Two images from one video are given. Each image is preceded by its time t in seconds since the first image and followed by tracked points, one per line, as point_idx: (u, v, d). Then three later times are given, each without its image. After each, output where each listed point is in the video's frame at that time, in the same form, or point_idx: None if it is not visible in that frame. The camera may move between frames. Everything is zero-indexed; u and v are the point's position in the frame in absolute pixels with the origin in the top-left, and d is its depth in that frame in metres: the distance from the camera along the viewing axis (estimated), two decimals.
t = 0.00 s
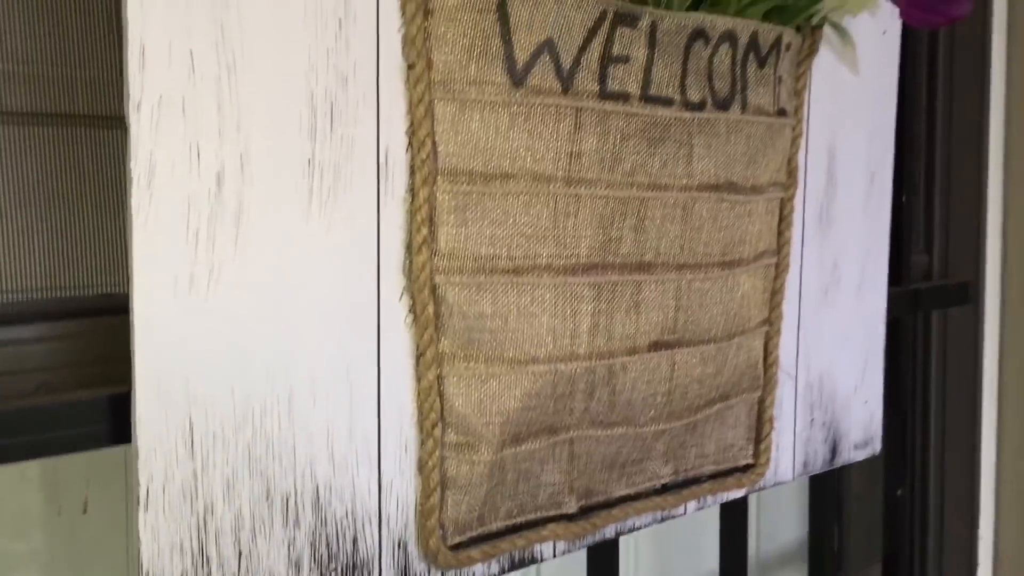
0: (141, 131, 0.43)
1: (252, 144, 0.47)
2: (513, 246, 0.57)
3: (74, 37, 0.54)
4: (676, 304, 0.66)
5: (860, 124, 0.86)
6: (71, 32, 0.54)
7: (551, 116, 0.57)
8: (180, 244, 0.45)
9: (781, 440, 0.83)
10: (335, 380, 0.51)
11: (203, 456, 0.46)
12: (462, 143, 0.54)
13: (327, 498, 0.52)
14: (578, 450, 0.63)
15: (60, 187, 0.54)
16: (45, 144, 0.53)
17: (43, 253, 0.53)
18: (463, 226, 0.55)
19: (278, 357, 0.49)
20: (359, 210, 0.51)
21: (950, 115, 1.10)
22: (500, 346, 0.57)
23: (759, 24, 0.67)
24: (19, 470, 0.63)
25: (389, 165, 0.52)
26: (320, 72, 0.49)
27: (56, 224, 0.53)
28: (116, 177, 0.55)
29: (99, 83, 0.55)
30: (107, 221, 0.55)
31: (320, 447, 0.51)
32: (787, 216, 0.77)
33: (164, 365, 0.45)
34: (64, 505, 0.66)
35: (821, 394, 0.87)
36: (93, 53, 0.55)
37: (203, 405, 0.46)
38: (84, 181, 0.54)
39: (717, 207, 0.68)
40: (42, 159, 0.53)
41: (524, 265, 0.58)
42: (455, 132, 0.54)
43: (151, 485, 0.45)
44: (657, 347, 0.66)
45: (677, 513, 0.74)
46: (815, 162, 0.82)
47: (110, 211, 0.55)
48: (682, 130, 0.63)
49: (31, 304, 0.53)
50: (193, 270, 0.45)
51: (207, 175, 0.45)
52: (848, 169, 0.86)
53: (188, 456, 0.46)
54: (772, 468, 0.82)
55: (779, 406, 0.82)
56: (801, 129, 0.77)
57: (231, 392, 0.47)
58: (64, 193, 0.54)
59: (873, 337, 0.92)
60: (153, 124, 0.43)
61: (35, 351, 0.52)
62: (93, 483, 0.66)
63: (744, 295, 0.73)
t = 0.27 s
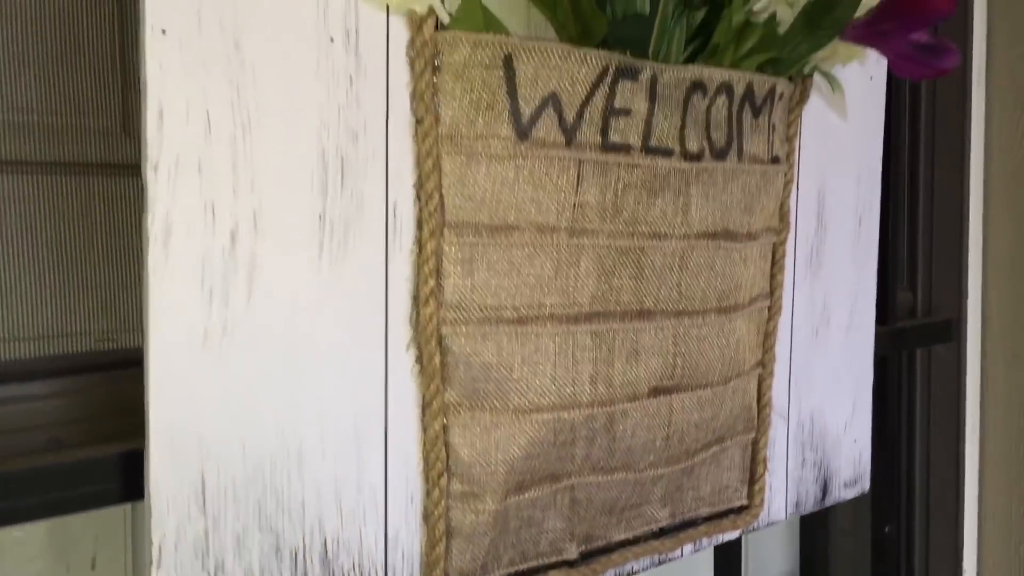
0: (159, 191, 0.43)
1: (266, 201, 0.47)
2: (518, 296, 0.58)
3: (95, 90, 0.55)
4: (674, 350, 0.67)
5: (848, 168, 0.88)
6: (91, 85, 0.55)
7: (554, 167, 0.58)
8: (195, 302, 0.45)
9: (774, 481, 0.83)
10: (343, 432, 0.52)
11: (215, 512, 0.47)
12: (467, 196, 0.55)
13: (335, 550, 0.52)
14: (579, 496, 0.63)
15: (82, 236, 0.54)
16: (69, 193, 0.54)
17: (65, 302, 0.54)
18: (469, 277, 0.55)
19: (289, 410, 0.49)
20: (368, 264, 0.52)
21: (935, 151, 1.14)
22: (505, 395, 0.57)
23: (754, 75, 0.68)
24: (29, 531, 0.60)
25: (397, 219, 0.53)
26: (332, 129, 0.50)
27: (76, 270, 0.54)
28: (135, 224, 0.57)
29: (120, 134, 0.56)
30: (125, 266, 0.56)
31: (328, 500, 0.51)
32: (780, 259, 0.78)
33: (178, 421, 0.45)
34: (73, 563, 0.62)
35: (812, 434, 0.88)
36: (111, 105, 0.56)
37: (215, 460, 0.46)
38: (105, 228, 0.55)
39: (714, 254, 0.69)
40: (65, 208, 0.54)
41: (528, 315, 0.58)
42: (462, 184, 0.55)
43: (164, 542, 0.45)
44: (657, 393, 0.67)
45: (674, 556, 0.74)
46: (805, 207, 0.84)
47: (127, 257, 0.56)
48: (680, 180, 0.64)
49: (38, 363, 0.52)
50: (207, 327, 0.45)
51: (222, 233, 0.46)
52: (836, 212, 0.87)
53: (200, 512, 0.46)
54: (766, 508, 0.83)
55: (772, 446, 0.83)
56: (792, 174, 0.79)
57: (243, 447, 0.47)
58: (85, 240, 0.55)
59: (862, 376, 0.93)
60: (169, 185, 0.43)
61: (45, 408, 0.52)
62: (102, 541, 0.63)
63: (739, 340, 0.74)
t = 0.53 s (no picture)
0: (179, 247, 0.44)
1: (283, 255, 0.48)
2: (528, 344, 0.58)
3: (108, 136, 0.55)
4: (680, 395, 0.67)
5: (846, 210, 0.89)
6: (104, 130, 0.54)
7: (563, 216, 0.58)
8: (213, 356, 0.45)
9: (776, 521, 0.84)
10: (356, 482, 0.52)
11: (230, 566, 0.47)
12: (479, 245, 0.55)
13: None
14: (586, 542, 0.63)
15: (91, 282, 0.54)
16: (79, 240, 0.54)
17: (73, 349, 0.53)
18: (480, 326, 0.56)
19: (303, 462, 0.49)
20: (381, 315, 0.52)
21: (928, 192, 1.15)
22: (515, 444, 0.57)
23: (756, 123, 0.69)
24: None
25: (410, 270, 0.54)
26: (348, 182, 0.50)
27: (86, 317, 0.54)
28: (148, 268, 0.57)
29: (131, 180, 0.56)
30: (139, 310, 0.56)
31: (340, 550, 0.52)
32: (781, 302, 0.78)
33: (195, 476, 0.45)
34: None
35: (812, 474, 0.88)
36: (123, 151, 0.55)
37: (231, 514, 0.46)
38: (113, 273, 0.55)
39: (719, 299, 0.69)
40: (75, 255, 0.53)
41: (538, 363, 0.58)
42: (474, 235, 0.55)
43: None
44: (663, 439, 0.67)
45: None
46: (805, 249, 0.85)
47: (141, 300, 0.56)
48: (686, 227, 0.65)
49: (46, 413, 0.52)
50: (225, 381, 0.46)
51: (241, 287, 0.46)
52: (835, 253, 0.88)
53: (215, 567, 0.46)
54: (768, 549, 0.83)
55: (773, 488, 0.83)
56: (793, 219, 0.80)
57: (257, 500, 0.47)
58: (95, 286, 0.54)
59: (861, 416, 0.94)
60: (190, 241, 0.44)
61: (54, 463, 0.51)
62: None
63: (742, 383, 0.74)
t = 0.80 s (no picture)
0: (194, 291, 0.44)
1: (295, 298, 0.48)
2: (535, 383, 0.58)
3: (118, 174, 0.54)
4: (684, 431, 0.68)
5: (845, 245, 0.90)
6: (113, 168, 0.54)
7: (571, 255, 0.58)
8: (226, 399, 0.45)
9: (776, 555, 0.84)
10: (365, 523, 0.52)
11: None
12: (487, 285, 0.56)
13: None
14: None
15: (99, 321, 0.54)
16: (88, 279, 0.53)
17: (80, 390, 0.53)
18: (488, 365, 0.56)
19: (313, 503, 0.49)
20: (392, 355, 0.52)
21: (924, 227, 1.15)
22: (522, 483, 0.58)
23: (759, 161, 0.70)
24: None
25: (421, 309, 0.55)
26: (359, 224, 0.51)
27: (94, 355, 0.53)
28: (158, 301, 0.57)
29: (139, 217, 0.55)
30: (150, 343, 0.56)
31: None
32: (782, 336, 0.79)
33: (204, 519, 0.45)
34: None
35: (812, 507, 0.88)
36: (132, 187, 0.55)
37: (242, 555, 0.46)
38: (120, 312, 0.55)
39: (723, 336, 0.69)
40: (83, 294, 0.53)
41: (545, 401, 0.58)
42: (484, 275, 0.56)
43: None
44: (667, 475, 0.67)
45: None
46: (805, 283, 0.85)
47: (151, 333, 0.56)
48: (690, 265, 0.65)
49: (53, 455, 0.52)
50: (237, 423, 0.46)
51: (253, 331, 0.46)
52: (835, 287, 0.89)
53: None
54: None
55: (775, 522, 0.83)
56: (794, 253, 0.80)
57: (267, 542, 0.47)
58: (102, 325, 0.54)
59: (859, 449, 0.94)
60: (205, 286, 0.44)
61: (65, 507, 0.51)
62: None
63: (745, 418, 0.74)
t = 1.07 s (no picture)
0: (206, 325, 0.43)
1: (306, 331, 0.48)
2: (543, 416, 0.57)
3: (126, 201, 0.55)
4: (690, 463, 0.67)
5: (847, 273, 0.90)
6: (121, 196, 0.55)
7: (579, 287, 0.58)
8: (236, 434, 0.45)
9: None
10: (372, 557, 0.52)
11: None
12: (496, 317, 0.56)
13: None
14: None
15: (105, 348, 0.54)
16: (96, 305, 0.53)
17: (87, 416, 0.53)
18: (497, 398, 0.56)
19: (322, 538, 0.49)
20: (400, 387, 0.52)
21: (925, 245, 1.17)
22: (530, 516, 0.57)
23: (765, 193, 0.70)
24: None
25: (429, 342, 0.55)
26: (370, 256, 0.50)
27: (102, 382, 0.54)
28: (165, 330, 0.56)
29: (148, 243, 0.55)
30: (156, 372, 0.56)
31: None
32: (785, 366, 0.79)
33: (213, 555, 0.44)
34: None
35: (814, 537, 0.88)
36: (139, 214, 0.55)
37: None
38: (127, 339, 0.55)
39: (729, 367, 0.69)
40: (91, 322, 0.53)
41: (553, 434, 0.58)
42: (492, 308, 0.56)
43: None
44: (673, 507, 0.66)
45: None
46: (808, 312, 0.85)
47: (157, 361, 0.56)
48: (697, 296, 0.65)
49: (61, 489, 0.51)
50: (247, 458, 0.45)
51: (264, 365, 0.46)
52: (837, 316, 0.89)
53: None
54: None
55: (779, 552, 0.83)
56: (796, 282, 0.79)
57: None
58: (108, 351, 0.54)
59: (862, 478, 0.94)
60: (216, 321, 0.44)
61: (75, 544, 0.50)
62: None
63: (750, 448, 0.74)
